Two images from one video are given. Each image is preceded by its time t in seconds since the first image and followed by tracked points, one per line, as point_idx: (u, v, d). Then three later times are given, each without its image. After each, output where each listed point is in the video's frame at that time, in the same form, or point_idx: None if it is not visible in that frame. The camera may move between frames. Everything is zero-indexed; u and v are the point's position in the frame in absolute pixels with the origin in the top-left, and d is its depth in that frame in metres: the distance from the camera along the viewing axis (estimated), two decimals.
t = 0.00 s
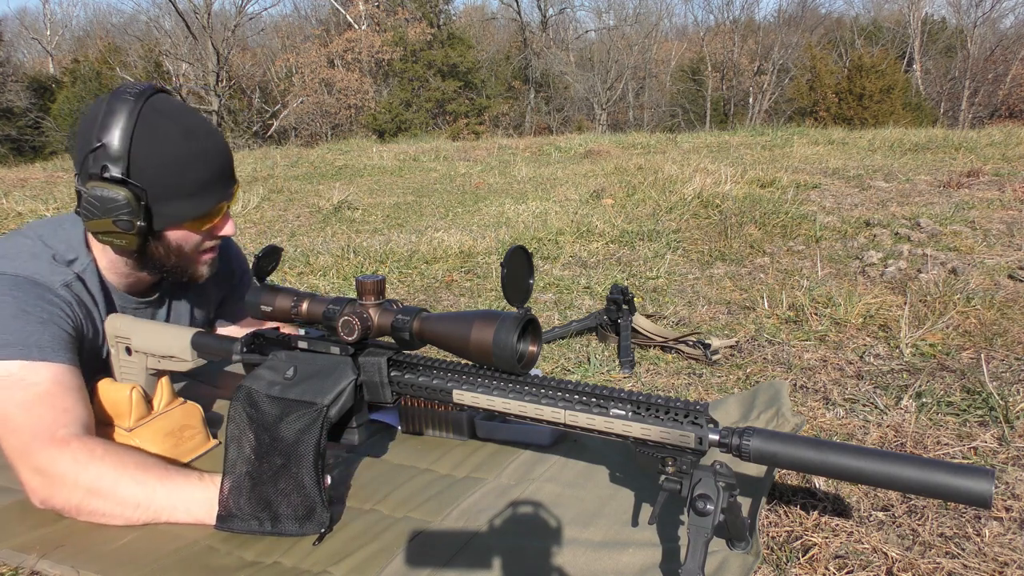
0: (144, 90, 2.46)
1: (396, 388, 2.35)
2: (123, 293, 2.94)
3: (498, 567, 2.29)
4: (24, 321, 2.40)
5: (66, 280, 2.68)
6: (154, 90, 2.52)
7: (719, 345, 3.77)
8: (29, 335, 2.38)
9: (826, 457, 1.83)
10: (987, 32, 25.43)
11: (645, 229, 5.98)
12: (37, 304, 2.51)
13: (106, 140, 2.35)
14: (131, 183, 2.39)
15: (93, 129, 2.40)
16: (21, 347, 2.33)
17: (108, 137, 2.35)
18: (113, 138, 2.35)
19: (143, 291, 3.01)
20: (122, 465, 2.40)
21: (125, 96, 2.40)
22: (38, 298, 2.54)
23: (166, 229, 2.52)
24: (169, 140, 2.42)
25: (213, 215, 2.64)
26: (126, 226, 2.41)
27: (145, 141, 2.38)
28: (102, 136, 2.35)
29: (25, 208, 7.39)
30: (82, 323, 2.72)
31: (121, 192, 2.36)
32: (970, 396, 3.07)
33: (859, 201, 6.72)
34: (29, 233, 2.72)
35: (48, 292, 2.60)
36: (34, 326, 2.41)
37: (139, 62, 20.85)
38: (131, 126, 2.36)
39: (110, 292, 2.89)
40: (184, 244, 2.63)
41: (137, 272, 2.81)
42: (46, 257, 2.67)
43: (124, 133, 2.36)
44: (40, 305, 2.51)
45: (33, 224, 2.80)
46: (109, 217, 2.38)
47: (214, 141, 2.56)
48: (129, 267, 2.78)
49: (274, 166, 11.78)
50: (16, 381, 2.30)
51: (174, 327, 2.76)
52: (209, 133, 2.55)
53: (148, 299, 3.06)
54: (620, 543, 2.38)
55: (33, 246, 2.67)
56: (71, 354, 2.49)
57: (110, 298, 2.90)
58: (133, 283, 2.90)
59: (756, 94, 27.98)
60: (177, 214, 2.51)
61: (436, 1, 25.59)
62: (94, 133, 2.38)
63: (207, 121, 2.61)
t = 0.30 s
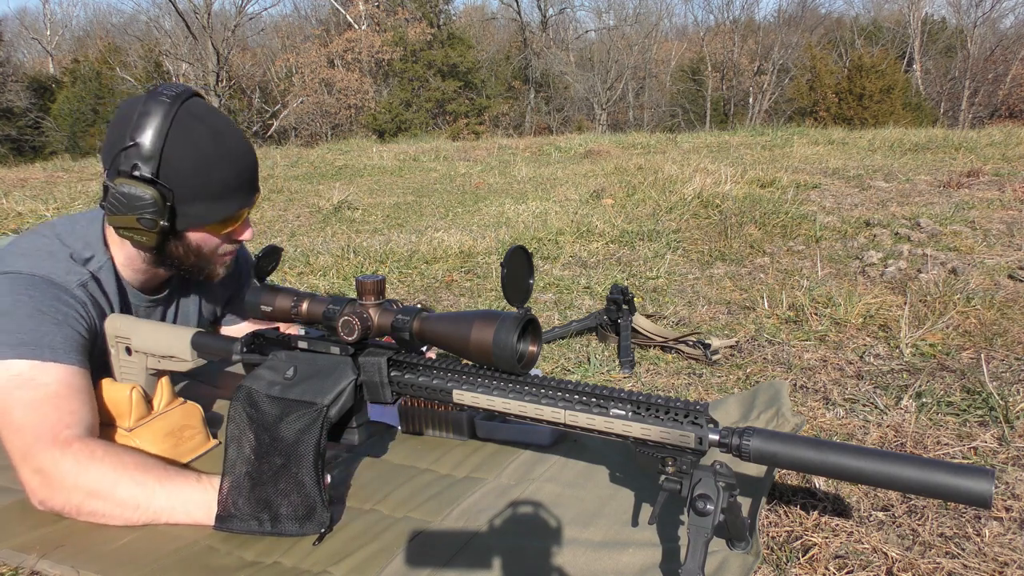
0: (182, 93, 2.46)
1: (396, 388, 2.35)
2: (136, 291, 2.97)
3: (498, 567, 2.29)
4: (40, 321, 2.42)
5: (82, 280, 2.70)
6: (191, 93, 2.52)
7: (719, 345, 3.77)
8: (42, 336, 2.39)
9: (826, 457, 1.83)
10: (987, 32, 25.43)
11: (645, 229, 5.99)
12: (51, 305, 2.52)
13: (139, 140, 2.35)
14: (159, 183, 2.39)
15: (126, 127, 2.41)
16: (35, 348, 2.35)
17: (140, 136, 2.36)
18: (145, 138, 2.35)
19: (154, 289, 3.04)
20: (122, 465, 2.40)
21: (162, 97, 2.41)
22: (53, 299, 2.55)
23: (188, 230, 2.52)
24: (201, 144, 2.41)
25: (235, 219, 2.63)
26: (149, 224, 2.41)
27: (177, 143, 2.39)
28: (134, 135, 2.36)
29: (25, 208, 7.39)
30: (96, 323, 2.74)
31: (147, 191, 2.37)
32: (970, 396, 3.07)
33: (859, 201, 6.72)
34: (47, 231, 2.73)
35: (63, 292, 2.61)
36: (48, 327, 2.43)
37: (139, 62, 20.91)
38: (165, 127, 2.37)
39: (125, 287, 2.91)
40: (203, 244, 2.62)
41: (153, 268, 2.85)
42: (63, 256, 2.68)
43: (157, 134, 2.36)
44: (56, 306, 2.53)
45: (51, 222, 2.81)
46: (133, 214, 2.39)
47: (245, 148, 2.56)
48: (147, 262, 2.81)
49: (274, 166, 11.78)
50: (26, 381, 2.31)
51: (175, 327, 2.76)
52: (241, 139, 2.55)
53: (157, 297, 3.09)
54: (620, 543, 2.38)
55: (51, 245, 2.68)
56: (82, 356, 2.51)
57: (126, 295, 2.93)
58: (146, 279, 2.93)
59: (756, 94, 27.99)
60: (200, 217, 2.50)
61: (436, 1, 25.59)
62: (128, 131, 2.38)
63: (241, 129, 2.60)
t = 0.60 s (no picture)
0: (184, 94, 2.45)
1: (396, 388, 2.35)
2: (139, 289, 2.97)
3: (498, 567, 2.29)
4: (44, 322, 2.43)
5: (86, 280, 2.69)
6: (193, 95, 2.50)
7: (719, 345, 3.77)
8: (47, 337, 2.40)
9: (825, 457, 1.83)
10: (987, 32, 25.43)
11: (645, 229, 5.99)
12: (55, 306, 2.53)
13: (140, 144, 2.35)
14: (161, 188, 2.40)
15: (128, 131, 2.40)
16: (39, 349, 2.35)
17: (142, 141, 2.35)
18: (148, 142, 2.35)
19: (155, 287, 3.04)
20: (122, 466, 2.40)
21: (162, 100, 2.40)
22: (58, 300, 2.56)
23: (192, 232, 2.53)
24: (202, 146, 2.41)
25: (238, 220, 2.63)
26: (152, 228, 2.42)
27: (179, 148, 2.38)
28: (137, 140, 2.35)
29: (25, 208, 7.39)
30: (100, 323, 2.74)
31: (151, 196, 2.37)
32: (970, 396, 3.07)
33: (859, 201, 6.72)
34: (50, 231, 2.72)
35: (68, 293, 2.62)
36: (52, 328, 2.44)
37: (139, 62, 20.93)
38: (167, 131, 2.36)
39: (128, 285, 2.91)
40: (207, 245, 2.62)
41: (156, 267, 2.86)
42: (67, 256, 2.67)
43: (159, 138, 2.36)
44: (60, 307, 2.54)
45: (55, 221, 2.80)
46: (137, 218, 2.39)
47: (246, 148, 2.56)
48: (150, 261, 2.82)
49: (274, 166, 11.78)
50: (28, 381, 2.31)
51: (175, 327, 2.76)
52: (242, 140, 2.54)
53: (159, 296, 3.09)
54: (620, 543, 2.38)
55: (55, 245, 2.68)
56: (84, 358, 2.51)
57: (129, 293, 2.93)
58: (149, 277, 2.94)
59: (756, 94, 27.99)
60: (203, 220, 2.51)
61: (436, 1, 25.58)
62: (129, 135, 2.38)
63: (242, 130, 2.58)
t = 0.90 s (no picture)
0: (188, 98, 2.45)
1: (396, 388, 2.35)
2: (142, 290, 2.98)
3: (498, 567, 2.29)
4: (46, 323, 2.44)
5: (89, 281, 2.70)
6: (197, 98, 2.50)
7: (719, 345, 3.77)
8: (49, 337, 2.41)
9: (825, 457, 1.83)
10: (987, 32, 25.43)
11: (645, 229, 5.99)
12: (58, 306, 2.54)
13: (144, 146, 2.35)
14: (165, 190, 2.39)
15: (133, 134, 2.40)
16: (41, 349, 2.36)
17: (147, 144, 2.35)
18: (152, 145, 2.35)
19: (157, 288, 3.04)
20: (122, 466, 2.40)
21: (166, 103, 2.40)
22: (60, 300, 2.56)
23: (196, 234, 2.53)
24: (206, 148, 2.41)
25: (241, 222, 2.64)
26: (156, 231, 2.42)
27: (183, 150, 2.38)
28: (141, 142, 2.35)
29: (25, 208, 7.39)
30: (103, 324, 2.75)
31: (155, 198, 2.37)
32: (970, 396, 3.07)
33: (859, 201, 6.72)
34: (53, 231, 2.72)
35: (71, 294, 2.62)
36: (54, 329, 2.44)
37: (139, 62, 20.94)
38: (171, 134, 2.36)
39: (130, 286, 2.91)
40: (210, 247, 2.62)
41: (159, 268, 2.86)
42: (71, 256, 2.68)
43: (163, 141, 2.35)
44: (63, 308, 2.54)
45: (59, 221, 2.81)
46: (142, 221, 2.39)
47: (250, 150, 2.56)
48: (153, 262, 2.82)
49: (274, 166, 11.78)
50: (30, 381, 2.31)
51: (175, 328, 2.76)
52: (246, 142, 2.55)
53: (161, 297, 3.09)
54: (620, 543, 2.38)
55: (58, 245, 2.68)
56: (86, 358, 2.52)
57: (132, 294, 2.93)
58: (151, 278, 2.94)
59: (756, 94, 28.00)
60: (206, 222, 2.51)
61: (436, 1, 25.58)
62: (133, 138, 2.38)
63: (245, 133, 2.59)
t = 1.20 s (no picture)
0: (182, 93, 2.45)
1: (396, 388, 2.35)
2: (141, 290, 2.98)
3: (498, 567, 2.29)
4: (46, 323, 2.44)
5: (89, 281, 2.70)
6: (192, 94, 2.50)
7: (719, 345, 3.77)
8: (48, 338, 2.41)
9: (825, 457, 1.83)
10: (987, 32, 25.44)
11: (645, 229, 5.99)
12: (57, 307, 2.54)
13: (138, 141, 2.35)
14: (159, 184, 2.39)
15: (127, 130, 2.40)
16: (41, 349, 2.36)
17: (140, 139, 2.35)
18: (146, 141, 2.35)
19: (156, 288, 3.03)
20: (121, 465, 2.40)
21: (161, 99, 2.40)
22: (59, 301, 2.56)
23: (191, 231, 2.52)
24: (200, 144, 2.41)
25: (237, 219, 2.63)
26: (151, 226, 2.41)
27: (177, 145, 2.38)
28: (135, 138, 2.35)
29: (25, 208, 7.39)
30: (102, 324, 2.75)
31: (149, 193, 2.36)
32: (970, 396, 3.07)
33: (859, 201, 6.72)
34: (54, 230, 2.72)
35: (70, 294, 2.62)
36: (53, 330, 2.44)
37: (139, 62, 20.95)
38: (165, 130, 2.36)
39: (129, 286, 2.91)
40: (208, 244, 2.62)
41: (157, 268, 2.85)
42: (70, 257, 2.68)
43: (157, 137, 2.35)
44: (62, 308, 2.55)
45: (60, 221, 2.80)
46: (136, 217, 2.39)
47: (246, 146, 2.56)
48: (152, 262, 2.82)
49: (274, 166, 11.78)
50: (30, 381, 2.31)
51: (174, 327, 2.75)
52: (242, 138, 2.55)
53: (160, 297, 3.09)
54: (620, 543, 2.38)
55: (58, 245, 2.68)
56: (86, 358, 2.52)
57: (130, 294, 2.93)
58: (150, 279, 2.94)
59: (756, 94, 28.01)
60: (200, 217, 2.50)
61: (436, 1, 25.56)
62: (128, 134, 2.38)
63: (241, 130, 2.58)
